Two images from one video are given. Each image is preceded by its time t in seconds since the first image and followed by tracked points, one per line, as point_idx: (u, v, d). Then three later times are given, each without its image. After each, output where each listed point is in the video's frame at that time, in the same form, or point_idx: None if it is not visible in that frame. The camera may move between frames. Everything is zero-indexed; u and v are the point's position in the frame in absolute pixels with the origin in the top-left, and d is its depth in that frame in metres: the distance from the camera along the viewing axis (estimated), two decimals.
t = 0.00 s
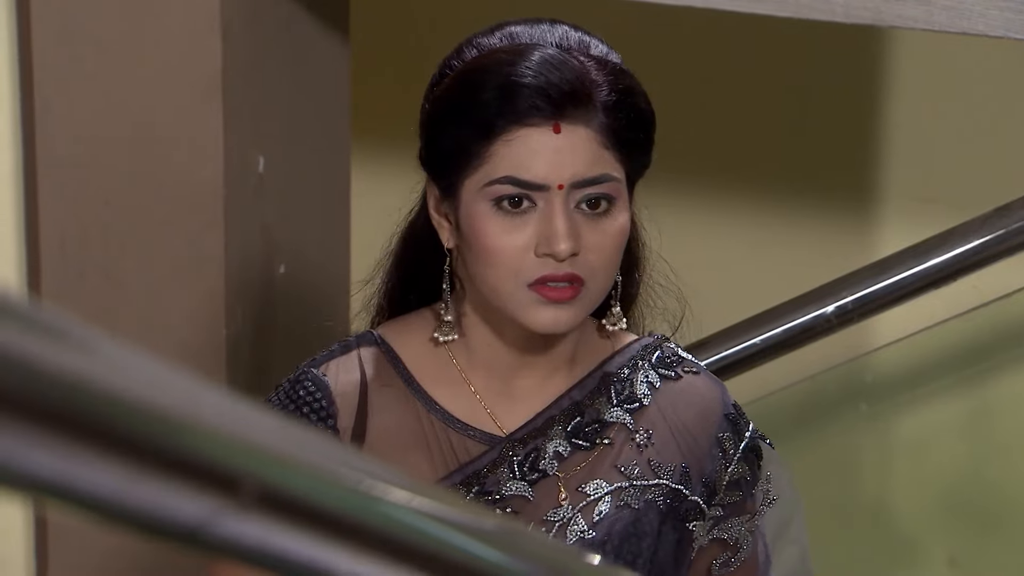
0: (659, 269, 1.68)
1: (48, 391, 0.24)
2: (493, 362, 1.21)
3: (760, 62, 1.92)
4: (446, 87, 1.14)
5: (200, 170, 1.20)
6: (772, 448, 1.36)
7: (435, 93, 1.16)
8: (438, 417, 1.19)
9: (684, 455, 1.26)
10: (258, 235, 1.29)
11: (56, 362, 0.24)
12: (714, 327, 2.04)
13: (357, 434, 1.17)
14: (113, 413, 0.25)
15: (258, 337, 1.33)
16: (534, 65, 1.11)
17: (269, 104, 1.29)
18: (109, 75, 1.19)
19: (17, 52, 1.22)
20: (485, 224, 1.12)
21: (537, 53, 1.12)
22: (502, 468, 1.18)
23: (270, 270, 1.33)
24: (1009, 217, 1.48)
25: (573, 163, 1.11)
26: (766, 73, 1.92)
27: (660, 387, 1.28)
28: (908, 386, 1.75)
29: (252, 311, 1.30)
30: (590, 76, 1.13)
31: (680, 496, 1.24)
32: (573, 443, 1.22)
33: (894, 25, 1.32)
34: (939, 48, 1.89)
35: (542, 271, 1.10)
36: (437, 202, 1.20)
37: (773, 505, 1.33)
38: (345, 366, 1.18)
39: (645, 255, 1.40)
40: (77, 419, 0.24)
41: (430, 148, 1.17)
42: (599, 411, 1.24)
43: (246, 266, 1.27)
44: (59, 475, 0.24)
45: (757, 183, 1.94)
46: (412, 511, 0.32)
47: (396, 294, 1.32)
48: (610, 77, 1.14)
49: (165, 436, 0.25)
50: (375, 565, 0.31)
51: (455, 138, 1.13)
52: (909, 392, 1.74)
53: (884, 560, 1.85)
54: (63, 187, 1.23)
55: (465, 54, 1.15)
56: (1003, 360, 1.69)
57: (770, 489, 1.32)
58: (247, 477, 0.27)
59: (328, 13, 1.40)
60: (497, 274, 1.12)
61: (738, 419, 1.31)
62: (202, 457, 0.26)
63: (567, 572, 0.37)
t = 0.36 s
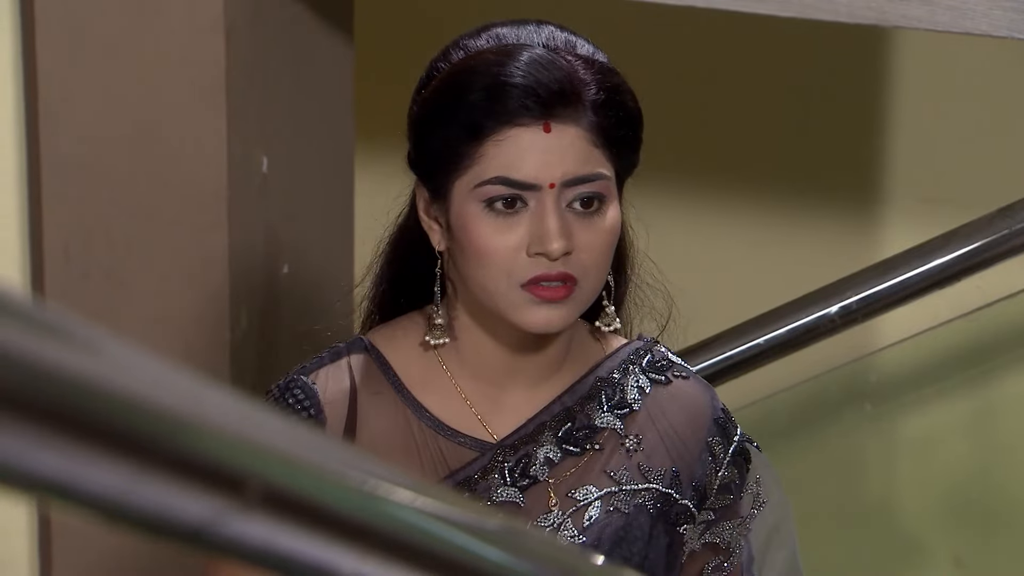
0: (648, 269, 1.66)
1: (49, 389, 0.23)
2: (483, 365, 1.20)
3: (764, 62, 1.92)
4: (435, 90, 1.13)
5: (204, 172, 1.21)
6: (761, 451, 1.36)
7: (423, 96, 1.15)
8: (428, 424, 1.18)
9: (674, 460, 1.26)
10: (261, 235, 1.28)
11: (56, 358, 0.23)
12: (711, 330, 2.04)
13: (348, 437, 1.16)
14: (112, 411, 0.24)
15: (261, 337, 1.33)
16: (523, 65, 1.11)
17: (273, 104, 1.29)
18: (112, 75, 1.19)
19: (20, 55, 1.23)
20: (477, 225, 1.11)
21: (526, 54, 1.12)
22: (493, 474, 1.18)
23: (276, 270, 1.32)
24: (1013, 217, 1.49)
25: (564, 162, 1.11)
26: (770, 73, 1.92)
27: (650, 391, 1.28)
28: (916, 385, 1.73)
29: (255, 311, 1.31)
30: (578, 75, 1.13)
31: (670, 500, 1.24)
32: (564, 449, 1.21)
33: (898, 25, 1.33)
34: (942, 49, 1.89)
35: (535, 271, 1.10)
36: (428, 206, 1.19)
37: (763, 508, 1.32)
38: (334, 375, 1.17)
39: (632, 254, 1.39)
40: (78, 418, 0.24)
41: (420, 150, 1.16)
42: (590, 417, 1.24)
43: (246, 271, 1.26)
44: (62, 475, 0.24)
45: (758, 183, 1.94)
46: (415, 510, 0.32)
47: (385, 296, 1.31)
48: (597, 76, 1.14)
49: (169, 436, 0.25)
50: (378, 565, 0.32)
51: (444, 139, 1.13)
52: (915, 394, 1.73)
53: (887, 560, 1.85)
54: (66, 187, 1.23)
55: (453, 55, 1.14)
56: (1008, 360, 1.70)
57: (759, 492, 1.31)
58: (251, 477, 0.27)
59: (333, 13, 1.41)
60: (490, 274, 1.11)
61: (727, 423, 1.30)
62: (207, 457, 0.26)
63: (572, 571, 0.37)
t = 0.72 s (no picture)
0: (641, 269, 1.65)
1: (60, 389, 0.24)
2: (473, 363, 1.20)
3: (770, 62, 1.92)
4: (425, 88, 1.13)
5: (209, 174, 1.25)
6: (755, 448, 1.33)
7: (415, 93, 1.15)
8: (419, 421, 1.17)
9: (666, 456, 1.25)
10: (268, 234, 1.31)
11: (67, 358, 0.24)
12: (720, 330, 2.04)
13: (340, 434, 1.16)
14: (120, 411, 0.25)
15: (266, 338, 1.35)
16: (512, 65, 1.09)
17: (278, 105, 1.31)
18: (119, 77, 1.23)
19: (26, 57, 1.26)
20: (463, 225, 1.11)
21: (515, 54, 1.10)
22: (484, 472, 1.16)
23: (280, 270, 1.35)
24: (1018, 218, 1.50)
25: (551, 163, 1.10)
26: (776, 73, 1.92)
27: (643, 388, 1.26)
28: (919, 387, 1.73)
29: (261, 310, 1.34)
30: (568, 76, 1.11)
31: (662, 498, 1.23)
32: (556, 446, 1.20)
33: (905, 25, 1.33)
34: (948, 48, 1.88)
35: (520, 271, 1.10)
36: (418, 201, 1.18)
37: (757, 505, 1.31)
38: (326, 372, 1.16)
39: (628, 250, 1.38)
40: (89, 418, 0.24)
41: (411, 148, 1.16)
42: (582, 414, 1.22)
43: (252, 272, 1.30)
44: (71, 473, 0.25)
45: (765, 184, 1.95)
46: (421, 510, 0.32)
47: (379, 295, 1.30)
48: (588, 77, 1.13)
49: (177, 437, 0.26)
50: (384, 564, 0.32)
51: (434, 138, 1.12)
52: (920, 393, 1.73)
53: (890, 561, 1.84)
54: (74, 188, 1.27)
55: (445, 53, 1.14)
56: (1014, 360, 1.70)
57: (753, 488, 1.30)
58: (257, 476, 0.27)
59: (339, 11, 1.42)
60: (475, 274, 1.11)
61: (721, 420, 1.28)
62: (214, 456, 0.26)
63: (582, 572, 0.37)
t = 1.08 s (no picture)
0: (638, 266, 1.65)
1: (65, 389, 0.23)
2: (470, 359, 1.19)
3: (777, 61, 1.91)
4: (416, 85, 1.13)
5: (216, 172, 1.27)
6: (751, 438, 1.32)
7: (406, 90, 1.15)
8: (417, 412, 1.17)
9: (663, 448, 1.24)
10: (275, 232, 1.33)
11: (71, 357, 0.23)
12: (725, 329, 2.04)
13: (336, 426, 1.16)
14: (126, 409, 0.24)
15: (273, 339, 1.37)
16: (500, 65, 1.09)
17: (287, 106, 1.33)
18: (128, 79, 1.25)
19: (32, 56, 1.27)
20: (449, 224, 1.11)
21: (503, 54, 1.10)
22: (482, 462, 1.16)
23: (287, 269, 1.36)
24: None
25: (537, 164, 1.10)
26: (783, 71, 1.92)
27: (639, 380, 1.25)
28: (930, 384, 1.73)
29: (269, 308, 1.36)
30: (558, 76, 1.11)
31: (659, 489, 1.22)
32: (552, 437, 1.19)
33: (910, 25, 1.33)
34: (953, 49, 1.89)
35: (505, 271, 1.10)
36: (410, 196, 1.18)
37: (752, 497, 1.29)
38: (324, 362, 1.17)
39: (625, 245, 1.38)
40: (95, 418, 0.24)
41: (401, 145, 1.16)
42: (578, 405, 1.22)
43: (258, 268, 1.31)
44: (80, 473, 0.25)
45: (771, 183, 1.95)
46: (428, 510, 0.32)
47: (374, 289, 1.29)
48: (579, 76, 1.12)
49: (182, 436, 0.25)
50: (391, 564, 0.31)
51: (423, 136, 1.12)
52: (927, 393, 1.73)
53: (896, 561, 1.83)
54: (81, 189, 1.29)
55: (437, 50, 1.14)
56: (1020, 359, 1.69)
57: (749, 480, 1.28)
58: (263, 476, 0.27)
59: (346, 12, 1.43)
60: (461, 272, 1.11)
61: (716, 411, 1.27)
62: (219, 456, 0.26)
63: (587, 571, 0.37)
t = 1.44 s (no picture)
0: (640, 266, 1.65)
1: (71, 390, 0.23)
2: (466, 358, 1.19)
3: (783, 62, 1.91)
4: (412, 83, 1.13)
5: (221, 171, 1.28)
6: (748, 440, 1.33)
7: (403, 88, 1.15)
8: (414, 411, 1.17)
9: (659, 448, 1.23)
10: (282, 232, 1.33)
11: (74, 356, 0.23)
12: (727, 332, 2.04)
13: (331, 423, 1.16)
14: (130, 408, 0.24)
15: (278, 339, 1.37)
16: (495, 64, 1.09)
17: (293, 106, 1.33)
18: (133, 77, 1.25)
19: (38, 56, 1.29)
20: (443, 221, 1.11)
21: (498, 52, 1.10)
22: (477, 461, 1.16)
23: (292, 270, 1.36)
24: None
25: (530, 162, 1.10)
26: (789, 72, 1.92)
27: (635, 380, 1.25)
28: (936, 384, 1.73)
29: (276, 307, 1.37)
30: (553, 75, 1.11)
31: (654, 489, 1.22)
32: (548, 436, 1.19)
33: (916, 25, 1.33)
34: (958, 49, 1.89)
35: (498, 268, 1.10)
36: (406, 194, 1.18)
37: (750, 498, 1.29)
38: (321, 359, 1.17)
39: (623, 245, 1.38)
40: (102, 419, 0.24)
41: (397, 143, 1.16)
42: (574, 405, 1.22)
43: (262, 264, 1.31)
44: (85, 473, 0.25)
45: (775, 183, 1.95)
46: (433, 510, 0.32)
47: (372, 289, 1.29)
48: (574, 75, 1.12)
49: (186, 435, 0.25)
50: (397, 564, 0.32)
51: (418, 135, 1.12)
52: (934, 392, 1.73)
53: (903, 560, 1.82)
54: (86, 188, 1.29)
55: (433, 48, 1.14)
56: None
57: (746, 481, 1.29)
58: (269, 475, 0.27)
59: (351, 11, 1.43)
60: (455, 270, 1.11)
61: (714, 413, 1.27)
62: (224, 456, 0.26)
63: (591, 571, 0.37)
